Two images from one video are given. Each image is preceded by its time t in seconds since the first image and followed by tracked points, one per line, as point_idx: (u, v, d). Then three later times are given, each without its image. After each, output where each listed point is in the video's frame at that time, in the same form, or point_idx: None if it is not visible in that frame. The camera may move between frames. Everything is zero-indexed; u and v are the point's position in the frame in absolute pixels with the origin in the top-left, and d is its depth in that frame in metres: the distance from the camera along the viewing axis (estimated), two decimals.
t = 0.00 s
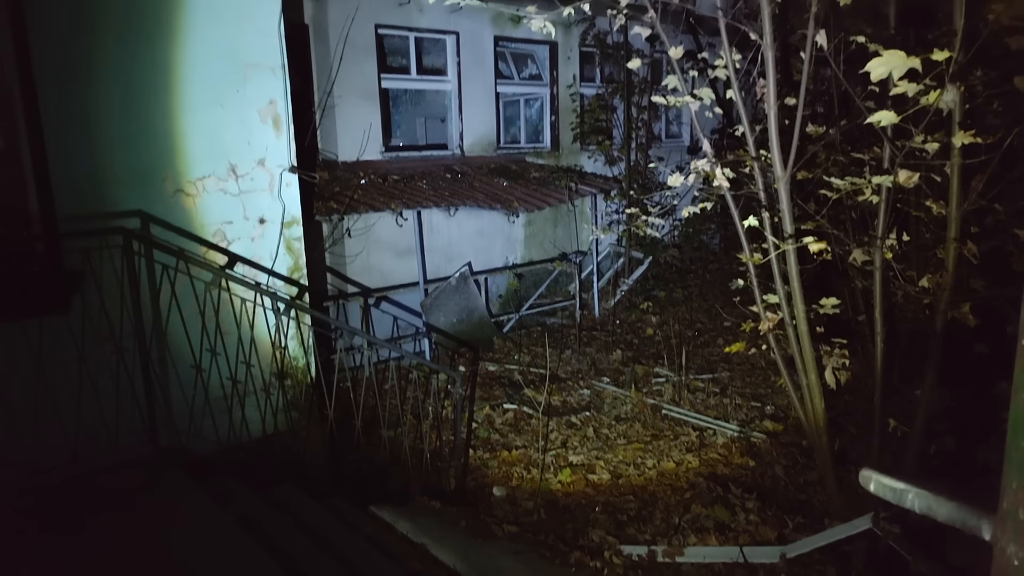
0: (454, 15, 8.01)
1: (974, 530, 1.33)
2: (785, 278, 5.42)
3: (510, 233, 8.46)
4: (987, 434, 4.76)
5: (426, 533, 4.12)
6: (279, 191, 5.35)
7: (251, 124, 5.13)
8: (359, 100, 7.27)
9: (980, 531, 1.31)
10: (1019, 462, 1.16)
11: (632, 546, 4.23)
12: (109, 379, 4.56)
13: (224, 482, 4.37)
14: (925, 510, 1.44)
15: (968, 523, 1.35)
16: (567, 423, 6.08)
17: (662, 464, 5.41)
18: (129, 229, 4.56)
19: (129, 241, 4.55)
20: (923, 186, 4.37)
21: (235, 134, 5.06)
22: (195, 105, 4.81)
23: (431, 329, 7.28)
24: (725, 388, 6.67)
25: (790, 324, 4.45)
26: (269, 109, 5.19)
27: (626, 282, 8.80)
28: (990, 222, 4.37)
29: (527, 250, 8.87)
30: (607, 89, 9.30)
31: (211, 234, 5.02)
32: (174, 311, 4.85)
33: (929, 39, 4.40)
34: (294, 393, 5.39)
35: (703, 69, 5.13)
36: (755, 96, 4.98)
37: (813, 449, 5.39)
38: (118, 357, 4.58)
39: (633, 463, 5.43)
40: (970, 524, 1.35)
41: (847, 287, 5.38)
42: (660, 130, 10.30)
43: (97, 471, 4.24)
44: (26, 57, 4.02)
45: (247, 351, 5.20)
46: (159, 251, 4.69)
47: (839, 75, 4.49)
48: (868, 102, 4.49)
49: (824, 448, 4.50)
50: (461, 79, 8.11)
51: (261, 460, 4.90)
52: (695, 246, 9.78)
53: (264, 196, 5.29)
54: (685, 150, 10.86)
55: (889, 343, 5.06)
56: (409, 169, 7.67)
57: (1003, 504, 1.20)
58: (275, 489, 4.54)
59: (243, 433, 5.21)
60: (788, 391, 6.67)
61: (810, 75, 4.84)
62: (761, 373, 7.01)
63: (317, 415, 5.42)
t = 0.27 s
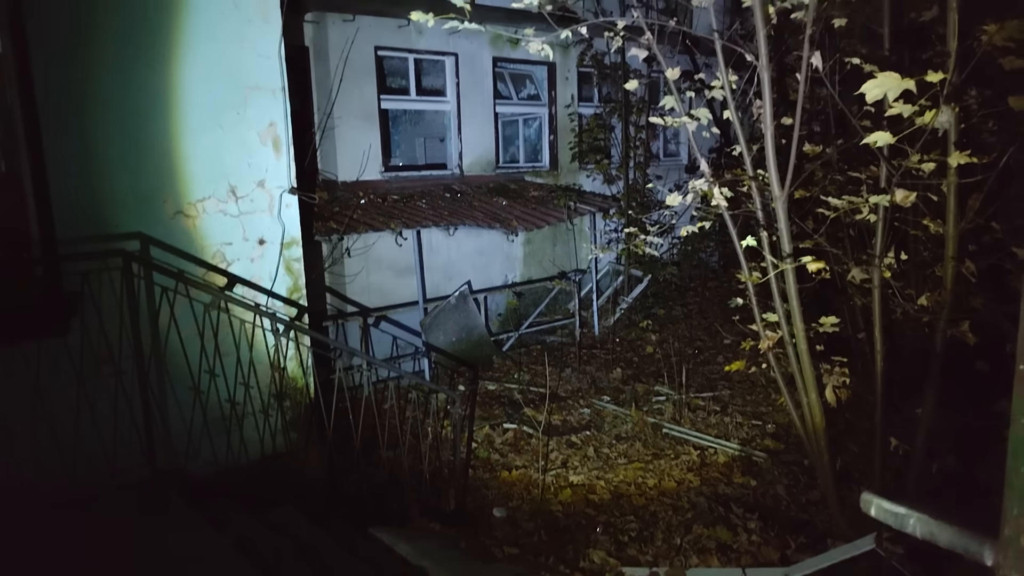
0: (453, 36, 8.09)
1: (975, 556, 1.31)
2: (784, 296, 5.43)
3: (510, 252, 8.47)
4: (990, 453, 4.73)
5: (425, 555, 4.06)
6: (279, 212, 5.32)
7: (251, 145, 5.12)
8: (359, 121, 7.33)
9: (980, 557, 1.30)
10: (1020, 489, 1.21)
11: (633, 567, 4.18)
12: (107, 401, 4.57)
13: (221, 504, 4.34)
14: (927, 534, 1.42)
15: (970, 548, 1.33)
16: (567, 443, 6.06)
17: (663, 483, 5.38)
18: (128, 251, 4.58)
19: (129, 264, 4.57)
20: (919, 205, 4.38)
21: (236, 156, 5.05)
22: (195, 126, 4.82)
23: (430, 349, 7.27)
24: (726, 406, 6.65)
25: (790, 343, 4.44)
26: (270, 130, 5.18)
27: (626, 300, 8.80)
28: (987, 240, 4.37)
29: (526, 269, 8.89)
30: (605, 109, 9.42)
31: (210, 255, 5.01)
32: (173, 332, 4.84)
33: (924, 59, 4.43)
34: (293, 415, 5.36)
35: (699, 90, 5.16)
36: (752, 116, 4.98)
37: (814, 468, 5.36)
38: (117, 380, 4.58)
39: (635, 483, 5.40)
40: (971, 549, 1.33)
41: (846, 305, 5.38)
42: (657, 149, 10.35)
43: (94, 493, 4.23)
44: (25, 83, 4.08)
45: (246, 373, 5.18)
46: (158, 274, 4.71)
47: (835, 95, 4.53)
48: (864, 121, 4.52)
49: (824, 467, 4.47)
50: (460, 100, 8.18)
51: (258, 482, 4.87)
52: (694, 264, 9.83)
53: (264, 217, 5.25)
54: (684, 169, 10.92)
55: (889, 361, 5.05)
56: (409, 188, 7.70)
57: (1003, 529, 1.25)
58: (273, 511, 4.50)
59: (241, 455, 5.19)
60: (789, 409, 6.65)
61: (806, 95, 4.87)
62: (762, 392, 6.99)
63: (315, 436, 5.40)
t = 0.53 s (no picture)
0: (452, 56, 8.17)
1: None
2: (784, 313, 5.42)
3: (509, 269, 8.49)
4: (993, 470, 4.69)
5: None
6: (279, 231, 5.34)
7: (252, 165, 5.15)
8: (359, 140, 7.38)
9: None
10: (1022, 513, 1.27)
11: None
12: (106, 422, 4.56)
13: (220, 525, 4.31)
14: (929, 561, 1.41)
15: None
16: (568, 461, 6.04)
17: (665, 502, 5.34)
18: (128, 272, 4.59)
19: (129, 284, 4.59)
20: (918, 222, 4.38)
21: (237, 175, 5.08)
22: (195, 147, 4.85)
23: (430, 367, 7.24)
24: (727, 424, 6.62)
25: (790, 361, 4.42)
26: (270, 150, 5.22)
27: (626, 316, 8.80)
28: (985, 257, 4.37)
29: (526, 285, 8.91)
30: (603, 127, 9.63)
31: (210, 274, 5.02)
32: (172, 352, 4.85)
33: (920, 77, 4.46)
34: (292, 434, 5.34)
35: (697, 108, 5.19)
36: (750, 134, 4.99)
37: (817, 486, 5.32)
38: (116, 401, 4.57)
39: (637, 502, 5.36)
40: None
41: (846, 321, 5.37)
42: (656, 166, 10.41)
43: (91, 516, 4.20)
44: (27, 106, 4.11)
45: (246, 393, 5.17)
46: (158, 294, 4.72)
47: (831, 114, 4.55)
48: (861, 139, 4.54)
49: (827, 485, 4.43)
50: (459, 118, 8.25)
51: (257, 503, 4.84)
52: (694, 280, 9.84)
53: (264, 236, 5.27)
54: (683, 186, 10.97)
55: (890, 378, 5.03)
56: (409, 206, 7.73)
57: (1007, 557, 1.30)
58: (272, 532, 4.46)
59: (240, 475, 5.16)
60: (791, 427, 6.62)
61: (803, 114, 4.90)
62: (764, 409, 6.96)
63: (315, 456, 5.37)
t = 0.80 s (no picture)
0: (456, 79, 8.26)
1: None
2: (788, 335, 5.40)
3: (513, 290, 8.52)
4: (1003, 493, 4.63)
5: None
6: (283, 254, 5.37)
7: (257, 189, 5.20)
8: (363, 162, 7.45)
9: None
10: None
11: None
12: (109, 446, 4.57)
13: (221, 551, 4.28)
14: None
15: None
16: (573, 483, 6.00)
17: (670, 525, 5.29)
18: (132, 296, 4.62)
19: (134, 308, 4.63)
20: (920, 243, 4.38)
21: (243, 200, 5.12)
22: (200, 171, 4.90)
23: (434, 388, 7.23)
24: (733, 445, 6.58)
25: (795, 382, 4.38)
26: (274, 175, 5.27)
27: (630, 337, 8.79)
28: (989, 278, 4.36)
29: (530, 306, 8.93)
30: (606, 148, 9.51)
31: (215, 297, 5.05)
32: (175, 376, 4.87)
33: (920, 98, 4.47)
34: (295, 457, 5.34)
35: (698, 130, 5.21)
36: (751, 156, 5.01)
37: (824, 508, 5.26)
38: (119, 426, 4.59)
39: (642, 525, 5.31)
40: None
41: (850, 342, 5.35)
42: (659, 186, 10.47)
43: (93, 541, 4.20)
44: (33, 133, 4.19)
45: (249, 416, 5.18)
46: (162, 317, 4.74)
47: (832, 136, 4.56)
48: (861, 160, 4.55)
49: (832, 507, 4.39)
50: (463, 140, 8.32)
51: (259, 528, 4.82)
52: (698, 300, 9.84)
53: (269, 259, 5.30)
54: (686, 206, 11.02)
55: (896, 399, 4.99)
56: (413, 228, 7.78)
57: None
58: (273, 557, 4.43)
59: (243, 499, 5.15)
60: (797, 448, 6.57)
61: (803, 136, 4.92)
62: (770, 430, 6.91)
63: (317, 480, 5.36)
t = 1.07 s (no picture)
0: (451, 95, 8.31)
1: None
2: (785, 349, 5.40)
3: (510, 303, 8.55)
4: (1002, 507, 4.61)
5: None
6: (280, 270, 5.36)
7: (254, 206, 5.20)
8: (360, 177, 7.47)
9: None
10: None
11: None
12: (104, 465, 4.53)
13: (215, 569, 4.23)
14: None
15: None
16: (571, 498, 5.97)
17: (669, 539, 5.26)
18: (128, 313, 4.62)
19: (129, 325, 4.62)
20: (915, 257, 4.39)
21: (239, 216, 5.13)
22: (196, 188, 4.92)
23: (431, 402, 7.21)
24: (731, 458, 6.57)
25: (792, 396, 4.36)
26: (270, 190, 5.27)
27: (627, 350, 8.80)
28: (984, 291, 4.37)
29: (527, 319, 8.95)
30: (602, 162, 9.42)
31: (211, 313, 5.04)
32: (171, 393, 4.86)
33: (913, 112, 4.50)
34: (291, 474, 5.31)
35: (694, 144, 5.23)
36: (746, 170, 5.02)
37: (823, 523, 5.23)
38: (115, 444, 4.56)
39: (640, 540, 5.28)
40: None
41: (847, 355, 5.35)
42: (655, 200, 10.51)
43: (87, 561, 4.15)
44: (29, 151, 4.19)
45: (245, 433, 5.16)
46: (157, 334, 4.74)
47: (827, 150, 4.57)
48: (856, 174, 4.56)
49: (831, 521, 4.36)
50: (459, 154, 8.36)
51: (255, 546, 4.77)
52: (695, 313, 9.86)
53: (265, 275, 5.30)
54: (682, 220, 11.07)
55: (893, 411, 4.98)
56: (409, 242, 7.79)
57: None
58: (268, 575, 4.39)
59: (239, 516, 5.11)
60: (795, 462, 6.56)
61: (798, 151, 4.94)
62: (768, 443, 6.90)
63: (314, 496, 5.33)
